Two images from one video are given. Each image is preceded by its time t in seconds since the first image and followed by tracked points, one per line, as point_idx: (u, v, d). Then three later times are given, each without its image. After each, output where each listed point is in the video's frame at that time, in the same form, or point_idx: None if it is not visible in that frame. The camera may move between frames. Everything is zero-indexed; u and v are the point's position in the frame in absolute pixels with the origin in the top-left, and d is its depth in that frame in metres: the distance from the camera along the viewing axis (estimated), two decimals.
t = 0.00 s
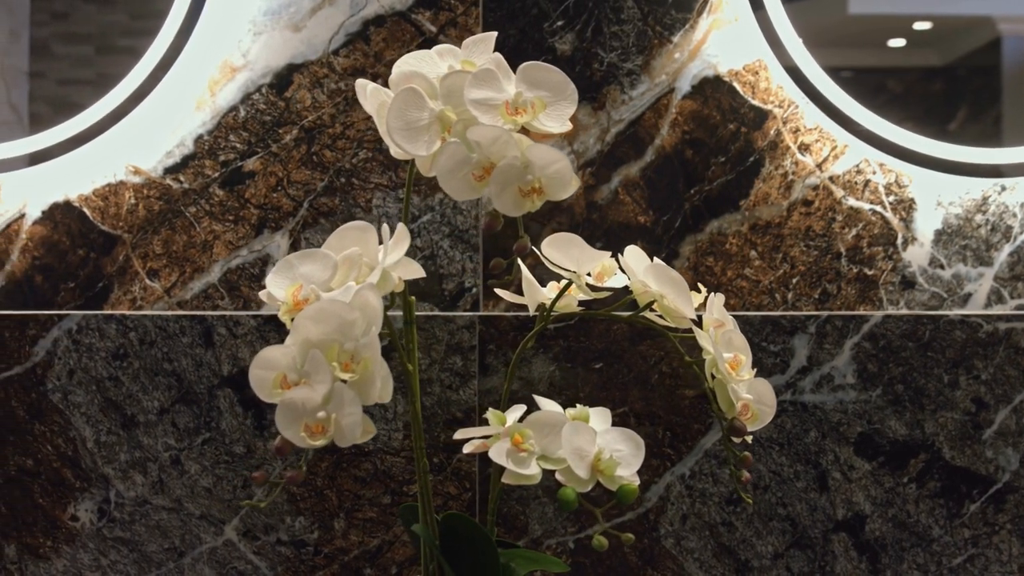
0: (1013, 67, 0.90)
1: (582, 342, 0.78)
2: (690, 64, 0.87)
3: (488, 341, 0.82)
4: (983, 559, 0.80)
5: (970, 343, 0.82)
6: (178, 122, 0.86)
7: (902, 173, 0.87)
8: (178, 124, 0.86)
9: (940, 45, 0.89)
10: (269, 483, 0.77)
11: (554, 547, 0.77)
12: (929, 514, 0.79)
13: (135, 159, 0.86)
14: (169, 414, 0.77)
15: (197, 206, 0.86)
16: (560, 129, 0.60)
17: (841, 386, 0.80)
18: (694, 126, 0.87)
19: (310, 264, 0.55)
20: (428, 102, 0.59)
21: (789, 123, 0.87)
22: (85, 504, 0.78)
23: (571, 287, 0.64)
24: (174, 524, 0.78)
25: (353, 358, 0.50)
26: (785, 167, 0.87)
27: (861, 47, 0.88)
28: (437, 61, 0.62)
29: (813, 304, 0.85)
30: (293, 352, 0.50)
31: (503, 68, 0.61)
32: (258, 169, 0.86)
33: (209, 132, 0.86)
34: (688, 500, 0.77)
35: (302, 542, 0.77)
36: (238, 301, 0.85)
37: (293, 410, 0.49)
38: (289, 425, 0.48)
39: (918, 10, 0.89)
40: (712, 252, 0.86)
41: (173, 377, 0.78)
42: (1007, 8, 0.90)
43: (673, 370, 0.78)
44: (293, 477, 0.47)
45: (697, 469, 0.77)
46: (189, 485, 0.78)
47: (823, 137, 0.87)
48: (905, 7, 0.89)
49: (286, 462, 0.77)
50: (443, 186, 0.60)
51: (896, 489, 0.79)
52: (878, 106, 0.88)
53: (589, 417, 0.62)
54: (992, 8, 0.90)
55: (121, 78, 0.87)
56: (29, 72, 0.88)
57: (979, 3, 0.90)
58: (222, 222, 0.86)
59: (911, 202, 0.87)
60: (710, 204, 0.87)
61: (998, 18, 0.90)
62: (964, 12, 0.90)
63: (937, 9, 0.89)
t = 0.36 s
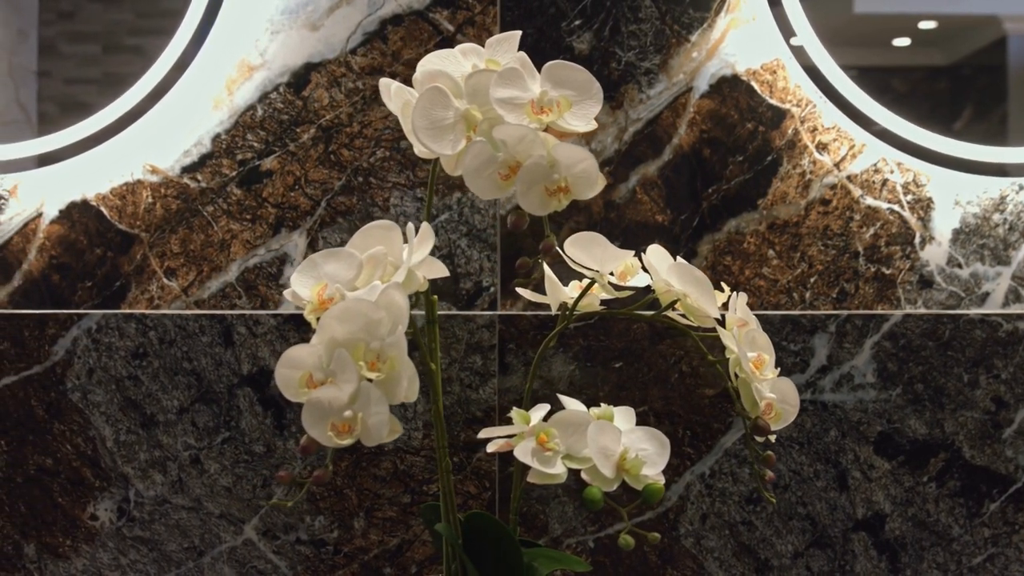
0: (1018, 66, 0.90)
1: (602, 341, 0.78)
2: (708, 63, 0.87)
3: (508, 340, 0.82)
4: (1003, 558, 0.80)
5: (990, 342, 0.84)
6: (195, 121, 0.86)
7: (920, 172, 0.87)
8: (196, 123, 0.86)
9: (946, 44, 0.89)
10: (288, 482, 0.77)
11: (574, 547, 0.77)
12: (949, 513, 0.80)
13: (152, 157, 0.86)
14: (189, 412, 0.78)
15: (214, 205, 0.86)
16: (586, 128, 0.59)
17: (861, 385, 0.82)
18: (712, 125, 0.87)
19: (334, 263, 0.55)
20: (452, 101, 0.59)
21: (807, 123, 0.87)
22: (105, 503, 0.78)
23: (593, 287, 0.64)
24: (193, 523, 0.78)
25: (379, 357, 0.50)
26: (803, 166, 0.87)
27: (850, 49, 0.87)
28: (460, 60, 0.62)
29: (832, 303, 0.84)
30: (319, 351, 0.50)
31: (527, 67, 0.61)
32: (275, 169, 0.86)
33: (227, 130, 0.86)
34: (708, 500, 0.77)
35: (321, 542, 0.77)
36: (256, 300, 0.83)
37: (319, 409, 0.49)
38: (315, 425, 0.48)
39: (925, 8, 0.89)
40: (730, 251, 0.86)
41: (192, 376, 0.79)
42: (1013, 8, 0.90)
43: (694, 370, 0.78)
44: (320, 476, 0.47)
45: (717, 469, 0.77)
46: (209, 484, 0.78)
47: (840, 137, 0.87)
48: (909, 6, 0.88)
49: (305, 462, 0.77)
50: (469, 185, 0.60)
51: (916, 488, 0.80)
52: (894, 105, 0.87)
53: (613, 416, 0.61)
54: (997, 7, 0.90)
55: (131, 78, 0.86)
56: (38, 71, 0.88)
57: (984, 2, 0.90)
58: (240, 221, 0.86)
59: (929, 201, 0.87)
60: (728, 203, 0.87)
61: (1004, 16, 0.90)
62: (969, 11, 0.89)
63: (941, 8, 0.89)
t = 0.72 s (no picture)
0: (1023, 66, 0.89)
1: (622, 340, 0.78)
2: (726, 62, 0.87)
3: (528, 339, 0.82)
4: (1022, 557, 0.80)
5: (1010, 341, 0.84)
6: (213, 119, 0.86)
7: (938, 171, 0.87)
8: (213, 122, 0.86)
9: (951, 43, 0.88)
10: (308, 481, 0.77)
11: (594, 546, 0.77)
12: (968, 513, 0.80)
13: (170, 156, 0.86)
14: (208, 412, 0.78)
15: (232, 204, 0.85)
16: (611, 127, 0.59)
17: (881, 383, 0.82)
18: (730, 124, 0.87)
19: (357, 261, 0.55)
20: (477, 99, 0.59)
21: (824, 122, 0.87)
22: (123, 502, 0.78)
23: (616, 286, 0.64)
24: (212, 522, 0.78)
25: (407, 356, 0.50)
26: (820, 165, 0.87)
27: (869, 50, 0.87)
28: (484, 58, 0.62)
29: (849, 302, 0.84)
30: (345, 350, 0.50)
31: (552, 66, 0.60)
32: (293, 167, 0.86)
33: (244, 129, 0.86)
34: (728, 499, 0.77)
35: (341, 541, 0.77)
36: (273, 300, 0.83)
37: (346, 407, 0.49)
38: (343, 425, 0.48)
39: (932, 7, 0.88)
40: (748, 250, 0.86)
41: (212, 375, 0.79)
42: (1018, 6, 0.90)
43: (714, 369, 0.78)
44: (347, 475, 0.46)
45: (737, 468, 0.77)
46: (228, 484, 0.78)
47: (858, 135, 0.87)
48: (914, 5, 0.88)
49: (325, 460, 0.77)
50: (494, 184, 0.60)
51: (936, 487, 0.80)
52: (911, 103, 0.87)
53: (638, 415, 0.61)
54: (1001, 6, 0.90)
55: (136, 78, 0.86)
56: (46, 69, 0.87)
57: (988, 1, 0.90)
58: (257, 220, 0.85)
59: (947, 200, 0.87)
60: (746, 202, 0.87)
61: (1009, 15, 0.90)
62: (974, 9, 0.89)
63: (946, 7, 0.89)
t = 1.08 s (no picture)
0: None
1: (642, 339, 0.78)
2: (744, 60, 0.87)
3: (548, 338, 0.82)
4: None
5: None
6: (230, 118, 0.86)
7: (956, 170, 0.87)
8: (231, 121, 0.86)
9: (956, 42, 0.89)
10: (328, 480, 0.77)
11: (614, 545, 0.77)
12: (988, 511, 0.80)
13: (187, 155, 0.86)
14: (228, 410, 0.78)
15: (249, 203, 0.85)
16: (637, 125, 0.59)
17: (901, 382, 0.82)
18: (748, 123, 0.87)
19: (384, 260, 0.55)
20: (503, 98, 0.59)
21: (842, 121, 0.87)
22: (143, 501, 0.78)
23: (639, 285, 0.64)
24: (232, 521, 0.78)
25: (432, 356, 0.50)
26: (838, 164, 0.87)
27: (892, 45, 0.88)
28: (509, 57, 0.62)
29: (867, 301, 0.84)
30: (371, 350, 0.50)
31: (577, 64, 0.60)
32: (310, 166, 0.86)
33: (262, 128, 0.86)
34: (748, 498, 0.77)
35: (361, 540, 0.77)
36: (290, 298, 0.83)
37: (374, 407, 0.49)
38: (370, 424, 0.48)
39: (937, 7, 0.89)
40: (765, 249, 0.86)
41: (232, 373, 0.79)
42: None
43: (733, 368, 0.78)
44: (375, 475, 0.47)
45: (757, 467, 0.77)
46: (248, 483, 0.78)
47: (876, 134, 0.87)
48: (920, 3, 0.88)
49: (345, 459, 0.77)
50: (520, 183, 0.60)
51: (956, 486, 0.80)
52: (929, 101, 0.88)
53: (662, 414, 0.61)
54: (1008, 5, 0.90)
55: (139, 77, 0.87)
56: (54, 68, 0.88)
57: None
58: (275, 219, 0.85)
59: (964, 199, 0.87)
60: (764, 201, 0.86)
61: (1015, 14, 0.90)
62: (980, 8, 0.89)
63: (951, 6, 0.89)
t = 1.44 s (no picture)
0: None
1: (660, 338, 0.78)
2: (761, 59, 0.87)
3: (567, 337, 0.82)
4: None
5: None
6: (246, 116, 0.86)
7: (973, 169, 0.87)
8: (247, 120, 0.86)
9: (958, 41, 0.89)
10: (346, 479, 0.77)
11: (632, 544, 0.77)
12: (1006, 510, 0.80)
13: (203, 153, 0.85)
14: (246, 409, 0.78)
15: (265, 202, 0.85)
16: (661, 124, 0.59)
17: (919, 381, 0.82)
18: (765, 122, 0.87)
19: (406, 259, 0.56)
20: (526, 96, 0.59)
21: (859, 119, 0.87)
22: (161, 500, 0.78)
23: (660, 283, 0.65)
24: (250, 520, 0.78)
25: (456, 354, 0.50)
26: (855, 162, 0.87)
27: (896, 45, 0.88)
28: (531, 55, 0.62)
29: (883, 300, 0.84)
30: (396, 348, 0.51)
31: (599, 63, 0.60)
32: (326, 165, 0.86)
33: (278, 126, 0.86)
34: (767, 497, 0.77)
35: (379, 539, 0.77)
36: (307, 296, 0.83)
37: (398, 405, 0.50)
38: (395, 421, 0.49)
39: (940, 6, 0.89)
40: (782, 248, 0.86)
41: (250, 372, 0.79)
42: None
43: (752, 366, 0.77)
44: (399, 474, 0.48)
45: (775, 465, 0.77)
46: (266, 481, 0.78)
47: (893, 133, 0.87)
48: (925, 3, 0.88)
49: (363, 457, 0.77)
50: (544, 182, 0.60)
51: (973, 485, 0.80)
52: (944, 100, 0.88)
53: (685, 412, 0.61)
54: (1012, 4, 0.90)
55: (144, 75, 0.87)
56: (62, 67, 0.88)
57: None
58: (291, 218, 0.85)
59: (980, 197, 0.87)
60: (781, 200, 0.86)
61: (1019, 13, 0.90)
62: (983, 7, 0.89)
63: (955, 5, 0.89)
